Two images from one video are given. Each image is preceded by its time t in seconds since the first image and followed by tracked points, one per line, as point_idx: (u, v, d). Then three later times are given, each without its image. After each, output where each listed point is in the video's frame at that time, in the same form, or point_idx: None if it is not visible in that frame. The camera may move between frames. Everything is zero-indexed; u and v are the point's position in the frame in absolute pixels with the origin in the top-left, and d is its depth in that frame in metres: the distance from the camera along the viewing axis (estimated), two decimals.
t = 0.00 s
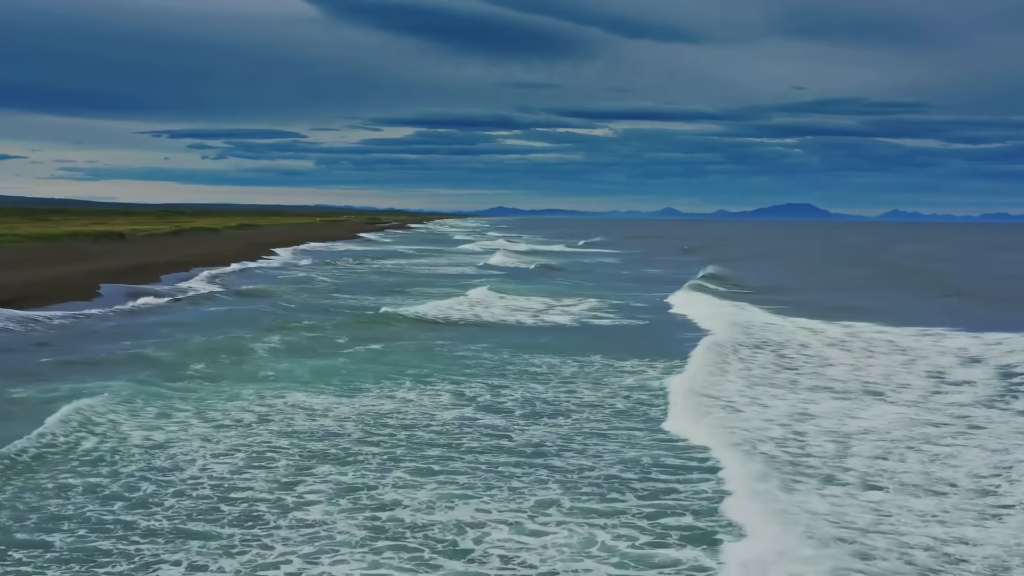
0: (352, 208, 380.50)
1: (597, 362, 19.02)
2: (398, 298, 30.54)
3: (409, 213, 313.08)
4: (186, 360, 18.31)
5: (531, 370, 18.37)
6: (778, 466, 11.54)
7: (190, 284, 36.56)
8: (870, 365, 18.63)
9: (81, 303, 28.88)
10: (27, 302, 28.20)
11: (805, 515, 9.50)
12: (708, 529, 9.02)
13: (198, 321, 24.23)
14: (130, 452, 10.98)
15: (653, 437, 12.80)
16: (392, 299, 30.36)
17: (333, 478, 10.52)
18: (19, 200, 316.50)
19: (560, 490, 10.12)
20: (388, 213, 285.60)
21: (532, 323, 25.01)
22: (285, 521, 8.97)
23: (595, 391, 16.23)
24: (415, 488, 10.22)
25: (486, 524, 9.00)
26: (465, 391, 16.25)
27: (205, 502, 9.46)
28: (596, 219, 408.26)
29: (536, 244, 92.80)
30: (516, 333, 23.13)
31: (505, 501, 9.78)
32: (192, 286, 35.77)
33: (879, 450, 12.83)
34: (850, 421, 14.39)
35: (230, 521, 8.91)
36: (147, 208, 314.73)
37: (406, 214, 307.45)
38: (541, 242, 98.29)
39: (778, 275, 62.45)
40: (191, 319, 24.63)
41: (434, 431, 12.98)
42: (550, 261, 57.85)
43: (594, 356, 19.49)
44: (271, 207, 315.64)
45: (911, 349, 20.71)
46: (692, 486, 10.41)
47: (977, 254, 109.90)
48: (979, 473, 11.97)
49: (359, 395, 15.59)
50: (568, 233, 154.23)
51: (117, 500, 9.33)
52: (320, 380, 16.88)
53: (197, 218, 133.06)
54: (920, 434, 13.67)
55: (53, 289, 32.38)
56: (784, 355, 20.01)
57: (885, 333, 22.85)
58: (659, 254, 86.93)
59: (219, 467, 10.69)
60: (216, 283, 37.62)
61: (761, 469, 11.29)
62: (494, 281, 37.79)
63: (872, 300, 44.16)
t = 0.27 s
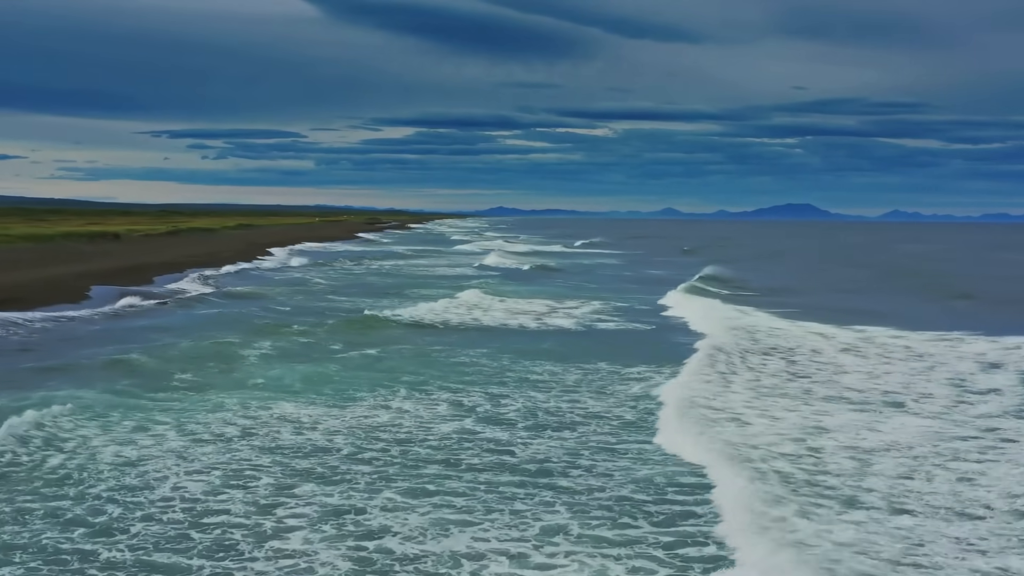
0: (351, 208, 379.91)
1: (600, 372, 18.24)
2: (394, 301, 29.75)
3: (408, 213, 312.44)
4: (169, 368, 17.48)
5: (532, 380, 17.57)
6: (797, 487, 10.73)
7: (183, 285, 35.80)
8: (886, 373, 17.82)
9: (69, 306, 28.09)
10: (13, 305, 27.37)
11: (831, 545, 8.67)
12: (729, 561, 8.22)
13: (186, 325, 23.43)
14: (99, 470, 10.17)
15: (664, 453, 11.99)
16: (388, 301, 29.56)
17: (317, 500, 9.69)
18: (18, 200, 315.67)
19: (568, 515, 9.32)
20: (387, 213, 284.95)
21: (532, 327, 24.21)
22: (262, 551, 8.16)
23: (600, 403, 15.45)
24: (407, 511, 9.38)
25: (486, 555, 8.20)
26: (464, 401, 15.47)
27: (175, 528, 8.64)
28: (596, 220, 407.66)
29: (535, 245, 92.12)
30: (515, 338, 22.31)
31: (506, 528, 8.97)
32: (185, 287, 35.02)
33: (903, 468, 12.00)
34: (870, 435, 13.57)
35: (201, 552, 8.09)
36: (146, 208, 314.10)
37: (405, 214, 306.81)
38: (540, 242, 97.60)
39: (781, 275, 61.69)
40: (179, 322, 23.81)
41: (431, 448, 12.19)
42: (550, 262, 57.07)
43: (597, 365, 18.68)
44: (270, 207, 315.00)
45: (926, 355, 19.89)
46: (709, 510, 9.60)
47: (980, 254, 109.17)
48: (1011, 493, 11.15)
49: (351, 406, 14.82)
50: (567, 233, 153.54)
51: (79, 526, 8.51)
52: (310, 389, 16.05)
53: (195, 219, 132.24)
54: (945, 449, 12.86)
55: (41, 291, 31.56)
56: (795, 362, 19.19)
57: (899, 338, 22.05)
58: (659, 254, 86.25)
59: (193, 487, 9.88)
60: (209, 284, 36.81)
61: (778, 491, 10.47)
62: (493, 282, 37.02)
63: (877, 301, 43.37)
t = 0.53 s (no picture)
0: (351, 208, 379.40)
1: (605, 380, 17.43)
2: (390, 304, 28.96)
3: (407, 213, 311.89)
4: (151, 377, 16.67)
5: (534, 389, 16.79)
6: (819, 510, 9.90)
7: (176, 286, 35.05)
8: (904, 380, 17.01)
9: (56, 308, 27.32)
10: None
11: None
12: None
13: (175, 329, 22.62)
14: (63, 490, 9.37)
15: (675, 470, 11.19)
16: (384, 304, 28.77)
17: (299, 525, 8.88)
18: (17, 200, 314.89)
19: (578, 544, 8.54)
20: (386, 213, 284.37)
21: (533, 331, 23.40)
22: None
23: (605, 413, 14.64)
24: (397, 538, 8.58)
25: None
26: (463, 412, 14.67)
27: (139, 558, 7.84)
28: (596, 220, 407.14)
29: (534, 245, 91.48)
30: (514, 343, 21.51)
31: (509, 558, 8.18)
32: (177, 289, 34.25)
33: (931, 487, 11.17)
34: (892, 450, 12.75)
35: None
36: (145, 208, 313.51)
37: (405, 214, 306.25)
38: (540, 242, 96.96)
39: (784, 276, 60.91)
40: (168, 326, 23.00)
41: (427, 465, 11.40)
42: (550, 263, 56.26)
43: (600, 374, 17.87)
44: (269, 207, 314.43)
45: (944, 361, 19.07)
46: (728, 535, 8.81)
47: (983, 254, 108.44)
48: None
49: (342, 416, 14.03)
50: (567, 233, 152.91)
51: (35, 557, 7.72)
52: (300, 398, 15.25)
53: (193, 219, 131.49)
54: (974, 465, 12.05)
55: (29, 293, 30.76)
56: (807, 368, 18.36)
57: (915, 343, 21.23)
58: (659, 255, 85.59)
59: (163, 510, 9.08)
60: (202, 286, 36.02)
61: (799, 515, 9.64)
62: (493, 283, 36.22)
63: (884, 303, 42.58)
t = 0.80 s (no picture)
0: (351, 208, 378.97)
1: (611, 389, 16.63)
2: (388, 306, 28.21)
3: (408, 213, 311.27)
4: (134, 387, 15.93)
5: (537, 399, 16.06)
6: (846, 539, 9.11)
7: (171, 288, 34.32)
8: (925, 389, 16.22)
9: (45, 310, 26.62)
10: None
11: None
12: None
13: (164, 333, 21.85)
14: (20, 515, 8.62)
15: (689, 490, 10.40)
16: (382, 307, 28.03)
17: (277, 554, 8.09)
18: (16, 200, 314.04)
19: None
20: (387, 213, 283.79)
21: (536, 334, 22.61)
22: None
23: (612, 424, 13.84)
24: (385, 570, 7.78)
25: None
26: (462, 424, 13.88)
27: None
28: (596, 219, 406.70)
29: (535, 245, 90.84)
30: (515, 348, 20.75)
31: None
32: (171, 290, 33.52)
33: (963, 510, 10.37)
34: (917, 467, 11.96)
35: None
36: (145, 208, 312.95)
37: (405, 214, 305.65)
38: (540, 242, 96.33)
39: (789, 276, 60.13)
40: (155, 329, 22.26)
41: (423, 486, 10.65)
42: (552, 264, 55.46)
43: (605, 383, 17.11)
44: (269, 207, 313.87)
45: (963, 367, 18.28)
46: (749, 567, 8.02)
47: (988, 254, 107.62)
48: None
49: (333, 428, 13.23)
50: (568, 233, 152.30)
51: None
52: (289, 408, 14.46)
53: (192, 218, 130.67)
54: (1007, 485, 11.25)
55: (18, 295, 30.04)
56: (821, 375, 17.59)
57: (933, 348, 20.42)
58: (661, 254, 84.96)
59: (128, 538, 8.28)
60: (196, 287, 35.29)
61: (825, 545, 8.86)
62: (494, 284, 35.40)
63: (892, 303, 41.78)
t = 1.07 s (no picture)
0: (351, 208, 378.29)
1: (617, 397, 15.82)
2: (385, 307, 27.42)
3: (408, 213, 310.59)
4: (114, 398, 15.15)
5: (538, 409, 15.28)
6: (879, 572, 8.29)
7: (164, 290, 33.56)
8: (947, 398, 15.40)
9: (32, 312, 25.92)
10: None
11: None
12: None
13: (152, 337, 21.07)
14: None
15: (702, 513, 9.61)
16: (379, 308, 27.24)
17: None
18: (14, 201, 313.83)
19: None
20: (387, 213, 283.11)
21: (537, 339, 21.78)
22: None
23: (618, 437, 13.04)
24: None
25: None
26: (460, 437, 13.10)
27: None
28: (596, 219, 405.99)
29: (536, 245, 90.14)
30: (515, 353, 19.95)
31: None
32: (163, 292, 32.75)
33: (1001, 536, 9.55)
34: (946, 487, 11.13)
35: None
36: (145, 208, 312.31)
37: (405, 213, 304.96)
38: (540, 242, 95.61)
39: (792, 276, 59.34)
40: (143, 333, 21.48)
41: (419, 509, 9.90)
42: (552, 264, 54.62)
43: (610, 392, 16.32)
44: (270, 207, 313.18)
45: (985, 374, 17.46)
46: None
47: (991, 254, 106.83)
48: None
49: (322, 442, 12.44)
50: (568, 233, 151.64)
51: None
52: (277, 420, 13.66)
53: (190, 218, 129.80)
54: None
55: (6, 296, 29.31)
56: (837, 383, 16.78)
57: (951, 354, 19.60)
58: (662, 254, 84.25)
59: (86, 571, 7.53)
60: (190, 289, 34.53)
61: None
62: (493, 285, 34.61)
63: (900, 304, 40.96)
